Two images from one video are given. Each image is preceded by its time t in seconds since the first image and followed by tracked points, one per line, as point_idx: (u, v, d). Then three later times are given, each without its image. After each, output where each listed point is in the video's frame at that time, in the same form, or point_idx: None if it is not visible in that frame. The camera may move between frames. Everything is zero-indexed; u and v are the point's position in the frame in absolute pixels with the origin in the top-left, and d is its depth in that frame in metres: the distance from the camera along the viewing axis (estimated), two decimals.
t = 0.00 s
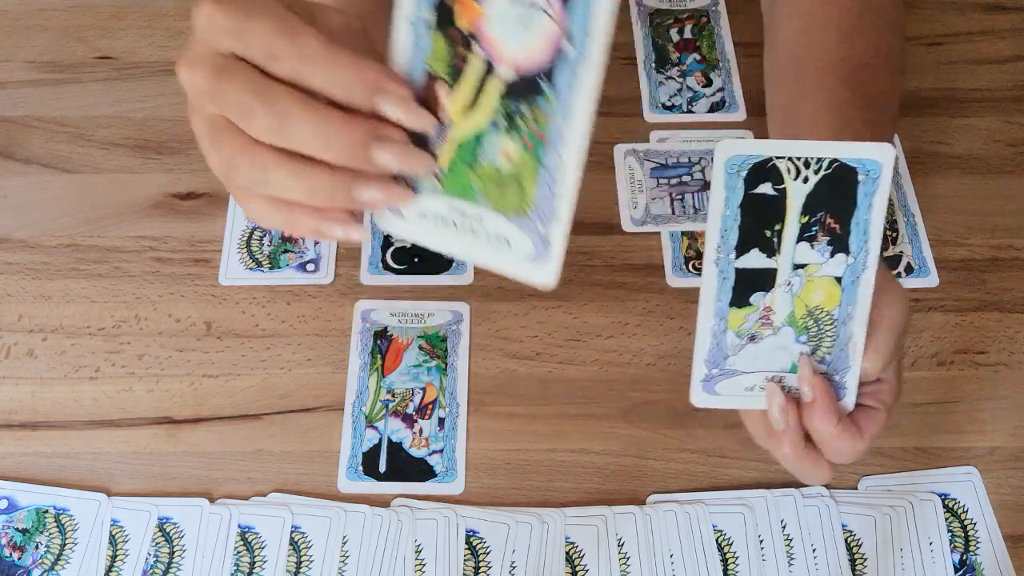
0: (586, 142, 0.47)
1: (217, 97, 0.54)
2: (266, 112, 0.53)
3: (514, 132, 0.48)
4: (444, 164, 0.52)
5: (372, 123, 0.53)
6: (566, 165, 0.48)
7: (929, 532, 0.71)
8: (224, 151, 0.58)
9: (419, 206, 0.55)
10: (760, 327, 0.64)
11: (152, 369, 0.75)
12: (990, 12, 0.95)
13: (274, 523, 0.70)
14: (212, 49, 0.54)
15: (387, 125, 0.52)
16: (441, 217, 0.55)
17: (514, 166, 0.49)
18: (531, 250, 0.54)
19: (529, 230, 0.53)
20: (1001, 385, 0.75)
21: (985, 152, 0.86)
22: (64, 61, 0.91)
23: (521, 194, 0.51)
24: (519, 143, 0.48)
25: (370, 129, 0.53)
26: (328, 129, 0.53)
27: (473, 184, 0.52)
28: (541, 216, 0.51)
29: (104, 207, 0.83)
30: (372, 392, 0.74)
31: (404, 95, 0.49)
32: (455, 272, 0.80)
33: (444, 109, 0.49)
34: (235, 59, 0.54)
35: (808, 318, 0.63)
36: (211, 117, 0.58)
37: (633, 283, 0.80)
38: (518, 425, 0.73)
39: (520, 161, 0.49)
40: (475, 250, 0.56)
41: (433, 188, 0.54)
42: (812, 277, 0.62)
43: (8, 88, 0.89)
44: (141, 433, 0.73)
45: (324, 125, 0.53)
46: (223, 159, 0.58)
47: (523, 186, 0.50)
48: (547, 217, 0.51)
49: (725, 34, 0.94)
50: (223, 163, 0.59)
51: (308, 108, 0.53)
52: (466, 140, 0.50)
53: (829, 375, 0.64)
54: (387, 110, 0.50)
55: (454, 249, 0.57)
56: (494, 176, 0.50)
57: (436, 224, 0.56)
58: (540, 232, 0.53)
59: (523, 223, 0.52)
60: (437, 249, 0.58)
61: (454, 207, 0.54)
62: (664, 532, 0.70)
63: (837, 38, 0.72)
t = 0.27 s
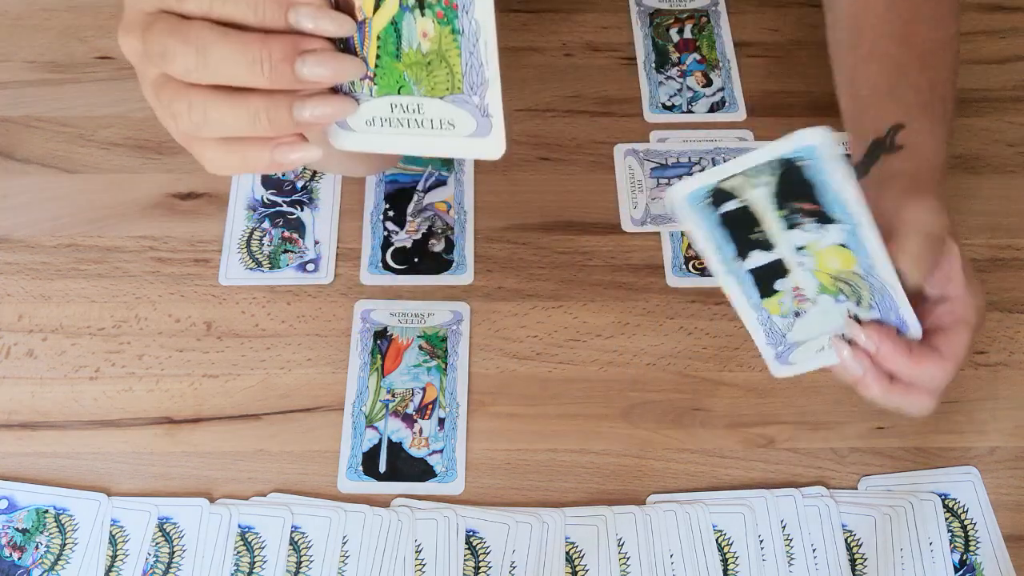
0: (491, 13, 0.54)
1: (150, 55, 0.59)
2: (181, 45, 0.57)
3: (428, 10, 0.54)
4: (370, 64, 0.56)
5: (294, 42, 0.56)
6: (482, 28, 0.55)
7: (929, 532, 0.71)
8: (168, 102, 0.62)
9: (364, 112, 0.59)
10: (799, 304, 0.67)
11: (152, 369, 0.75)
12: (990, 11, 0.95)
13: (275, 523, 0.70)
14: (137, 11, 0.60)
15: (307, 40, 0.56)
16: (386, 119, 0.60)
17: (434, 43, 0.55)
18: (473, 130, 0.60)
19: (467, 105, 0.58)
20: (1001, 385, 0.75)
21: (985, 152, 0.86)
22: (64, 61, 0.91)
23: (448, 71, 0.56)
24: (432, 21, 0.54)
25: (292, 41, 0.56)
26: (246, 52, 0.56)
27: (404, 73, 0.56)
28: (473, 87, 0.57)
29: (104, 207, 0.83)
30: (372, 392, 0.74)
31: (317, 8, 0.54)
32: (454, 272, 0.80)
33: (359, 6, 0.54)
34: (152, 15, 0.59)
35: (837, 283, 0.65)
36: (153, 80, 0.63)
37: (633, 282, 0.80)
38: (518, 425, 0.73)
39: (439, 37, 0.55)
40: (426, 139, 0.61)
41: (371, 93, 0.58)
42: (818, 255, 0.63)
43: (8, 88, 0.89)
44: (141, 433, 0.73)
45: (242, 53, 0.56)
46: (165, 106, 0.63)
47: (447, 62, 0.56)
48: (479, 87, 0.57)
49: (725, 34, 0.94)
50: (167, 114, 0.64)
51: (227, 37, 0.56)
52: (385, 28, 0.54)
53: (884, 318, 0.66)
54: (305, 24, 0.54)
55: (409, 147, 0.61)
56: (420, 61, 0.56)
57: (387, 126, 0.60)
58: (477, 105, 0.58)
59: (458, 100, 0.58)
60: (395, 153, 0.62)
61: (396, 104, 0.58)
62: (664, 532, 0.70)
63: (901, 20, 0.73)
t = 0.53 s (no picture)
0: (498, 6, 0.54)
1: (154, 49, 0.59)
2: (186, 38, 0.57)
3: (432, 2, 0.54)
4: (373, 57, 0.56)
5: (299, 34, 0.56)
6: (488, 18, 0.55)
7: (929, 532, 0.71)
8: (170, 96, 0.62)
9: (368, 104, 0.59)
10: (809, 281, 0.73)
11: (152, 369, 0.75)
12: (990, 12, 0.95)
13: (275, 523, 0.70)
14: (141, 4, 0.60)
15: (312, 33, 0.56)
16: (391, 111, 0.60)
17: (440, 35, 0.55)
18: (479, 121, 0.60)
19: (473, 97, 0.59)
20: (1001, 385, 0.75)
21: (985, 152, 0.86)
22: (64, 61, 0.91)
23: (453, 63, 0.56)
24: (438, 13, 0.54)
25: (297, 34, 0.56)
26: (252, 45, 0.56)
27: (408, 66, 0.56)
28: (479, 79, 0.58)
29: (104, 207, 0.83)
30: (372, 392, 0.74)
31: None
32: (454, 272, 0.80)
33: None
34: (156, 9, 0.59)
35: (801, 267, 0.71)
36: (155, 74, 0.63)
37: (633, 282, 0.80)
38: (518, 425, 0.73)
39: (445, 29, 0.55)
40: (431, 132, 0.61)
41: (375, 85, 0.58)
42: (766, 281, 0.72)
43: (8, 88, 0.89)
44: (141, 433, 0.73)
45: (248, 46, 0.56)
46: (167, 99, 0.62)
47: (452, 55, 0.56)
48: (484, 78, 0.58)
49: (725, 34, 0.94)
50: (171, 109, 0.64)
51: (232, 30, 0.56)
52: (389, 20, 0.54)
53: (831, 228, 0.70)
54: (306, 15, 0.53)
55: (412, 139, 0.62)
56: (425, 52, 0.56)
57: (392, 119, 0.60)
58: (483, 97, 0.59)
59: (464, 92, 0.58)
60: (400, 144, 0.63)
61: (401, 97, 0.59)
62: (664, 532, 0.70)
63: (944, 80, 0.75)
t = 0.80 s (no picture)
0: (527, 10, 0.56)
1: (174, 46, 0.58)
2: (210, 35, 0.56)
3: (462, 5, 0.56)
4: (399, 57, 0.57)
5: (326, 33, 0.56)
6: (517, 22, 0.57)
7: (929, 532, 0.71)
8: (189, 93, 0.61)
9: (391, 104, 0.60)
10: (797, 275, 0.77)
11: (152, 369, 0.75)
12: (990, 12, 0.95)
13: (275, 523, 0.69)
14: None
15: (340, 32, 0.56)
16: (415, 112, 0.60)
17: (468, 37, 0.57)
18: (504, 124, 0.61)
19: (499, 99, 0.60)
20: (1001, 385, 0.75)
21: (985, 152, 0.86)
22: (64, 61, 0.91)
23: (480, 65, 0.58)
24: (466, 16, 0.56)
25: (323, 32, 0.56)
26: (277, 42, 0.55)
27: (434, 66, 0.58)
28: (506, 82, 0.59)
29: (104, 207, 0.83)
30: (372, 392, 0.74)
31: None
32: (454, 272, 0.80)
33: None
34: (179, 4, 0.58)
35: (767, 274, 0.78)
36: (173, 70, 0.62)
37: (633, 282, 0.80)
38: (518, 425, 0.73)
39: (474, 32, 0.57)
40: (455, 133, 0.62)
41: (398, 85, 0.59)
42: (760, 313, 0.77)
43: (8, 88, 0.89)
44: (141, 433, 0.73)
45: (273, 44, 0.55)
46: (185, 96, 0.61)
47: (479, 58, 0.58)
48: (512, 81, 0.59)
49: (725, 34, 0.94)
50: (189, 107, 0.63)
51: (257, 28, 0.56)
52: (417, 22, 0.56)
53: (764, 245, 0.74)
54: (333, 15, 0.54)
55: (435, 140, 0.62)
56: (452, 54, 0.57)
57: (415, 120, 0.61)
58: (509, 99, 0.60)
59: (490, 95, 0.59)
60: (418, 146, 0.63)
61: (425, 98, 0.59)
62: (664, 532, 0.70)
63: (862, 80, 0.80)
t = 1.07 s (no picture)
0: (550, 14, 0.58)
1: (195, 48, 0.58)
2: (233, 37, 0.56)
3: (484, 9, 0.57)
4: (421, 61, 0.58)
5: (348, 37, 0.56)
6: (539, 27, 0.59)
7: (929, 532, 0.71)
8: (207, 95, 0.61)
9: (412, 107, 0.61)
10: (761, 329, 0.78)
11: (152, 369, 0.75)
12: (990, 12, 0.95)
13: (275, 523, 0.69)
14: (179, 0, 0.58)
15: (362, 35, 0.56)
16: (435, 115, 0.61)
17: (490, 40, 0.59)
18: (526, 125, 0.63)
19: (521, 102, 0.61)
20: (1001, 385, 0.75)
21: (985, 152, 0.86)
22: (64, 61, 0.91)
23: (503, 68, 0.60)
24: (489, 20, 0.58)
25: (345, 35, 0.56)
26: (300, 46, 0.55)
27: (455, 70, 0.59)
28: (527, 85, 0.61)
29: (104, 207, 0.83)
30: (372, 392, 0.75)
31: None
32: (454, 272, 0.80)
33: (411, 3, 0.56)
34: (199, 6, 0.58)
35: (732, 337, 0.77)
36: (191, 71, 0.61)
37: (633, 282, 0.80)
38: (518, 424, 0.73)
39: (496, 35, 0.58)
40: (475, 136, 0.63)
41: (419, 88, 0.60)
42: (738, 377, 0.76)
43: (8, 88, 0.89)
44: (141, 433, 0.73)
45: (296, 46, 0.55)
46: (204, 98, 0.61)
47: (501, 60, 0.59)
48: (534, 84, 0.61)
49: (725, 34, 0.94)
50: (206, 108, 0.62)
51: (280, 30, 0.55)
52: (439, 25, 0.57)
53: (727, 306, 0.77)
54: (352, 17, 0.54)
55: (457, 142, 0.63)
56: (474, 57, 0.59)
57: (436, 123, 0.62)
58: (530, 102, 0.61)
59: (512, 97, 0.61)
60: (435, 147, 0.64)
61: (446, 101, 0.61)
62: (664, 532, 0.70)
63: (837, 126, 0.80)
